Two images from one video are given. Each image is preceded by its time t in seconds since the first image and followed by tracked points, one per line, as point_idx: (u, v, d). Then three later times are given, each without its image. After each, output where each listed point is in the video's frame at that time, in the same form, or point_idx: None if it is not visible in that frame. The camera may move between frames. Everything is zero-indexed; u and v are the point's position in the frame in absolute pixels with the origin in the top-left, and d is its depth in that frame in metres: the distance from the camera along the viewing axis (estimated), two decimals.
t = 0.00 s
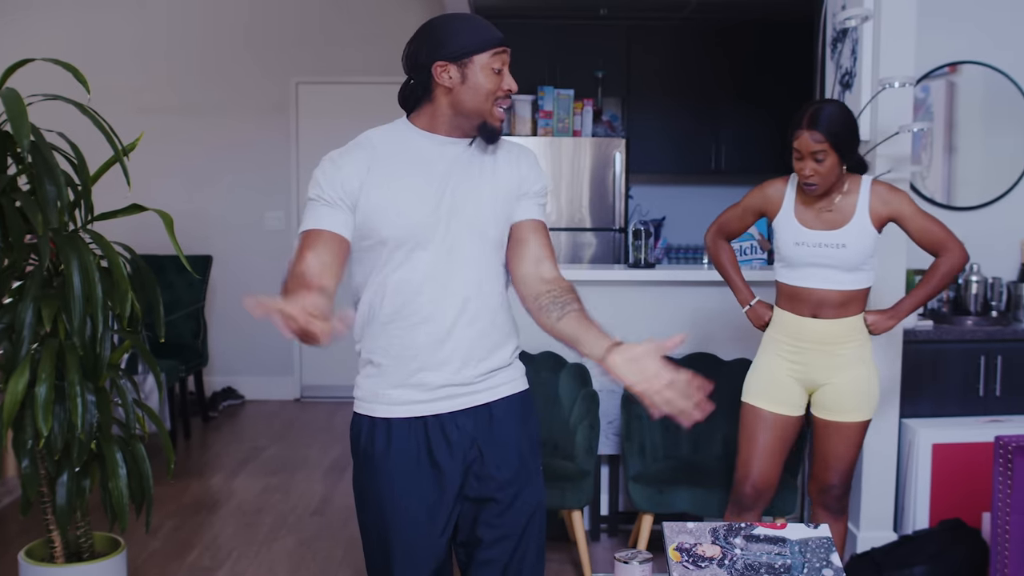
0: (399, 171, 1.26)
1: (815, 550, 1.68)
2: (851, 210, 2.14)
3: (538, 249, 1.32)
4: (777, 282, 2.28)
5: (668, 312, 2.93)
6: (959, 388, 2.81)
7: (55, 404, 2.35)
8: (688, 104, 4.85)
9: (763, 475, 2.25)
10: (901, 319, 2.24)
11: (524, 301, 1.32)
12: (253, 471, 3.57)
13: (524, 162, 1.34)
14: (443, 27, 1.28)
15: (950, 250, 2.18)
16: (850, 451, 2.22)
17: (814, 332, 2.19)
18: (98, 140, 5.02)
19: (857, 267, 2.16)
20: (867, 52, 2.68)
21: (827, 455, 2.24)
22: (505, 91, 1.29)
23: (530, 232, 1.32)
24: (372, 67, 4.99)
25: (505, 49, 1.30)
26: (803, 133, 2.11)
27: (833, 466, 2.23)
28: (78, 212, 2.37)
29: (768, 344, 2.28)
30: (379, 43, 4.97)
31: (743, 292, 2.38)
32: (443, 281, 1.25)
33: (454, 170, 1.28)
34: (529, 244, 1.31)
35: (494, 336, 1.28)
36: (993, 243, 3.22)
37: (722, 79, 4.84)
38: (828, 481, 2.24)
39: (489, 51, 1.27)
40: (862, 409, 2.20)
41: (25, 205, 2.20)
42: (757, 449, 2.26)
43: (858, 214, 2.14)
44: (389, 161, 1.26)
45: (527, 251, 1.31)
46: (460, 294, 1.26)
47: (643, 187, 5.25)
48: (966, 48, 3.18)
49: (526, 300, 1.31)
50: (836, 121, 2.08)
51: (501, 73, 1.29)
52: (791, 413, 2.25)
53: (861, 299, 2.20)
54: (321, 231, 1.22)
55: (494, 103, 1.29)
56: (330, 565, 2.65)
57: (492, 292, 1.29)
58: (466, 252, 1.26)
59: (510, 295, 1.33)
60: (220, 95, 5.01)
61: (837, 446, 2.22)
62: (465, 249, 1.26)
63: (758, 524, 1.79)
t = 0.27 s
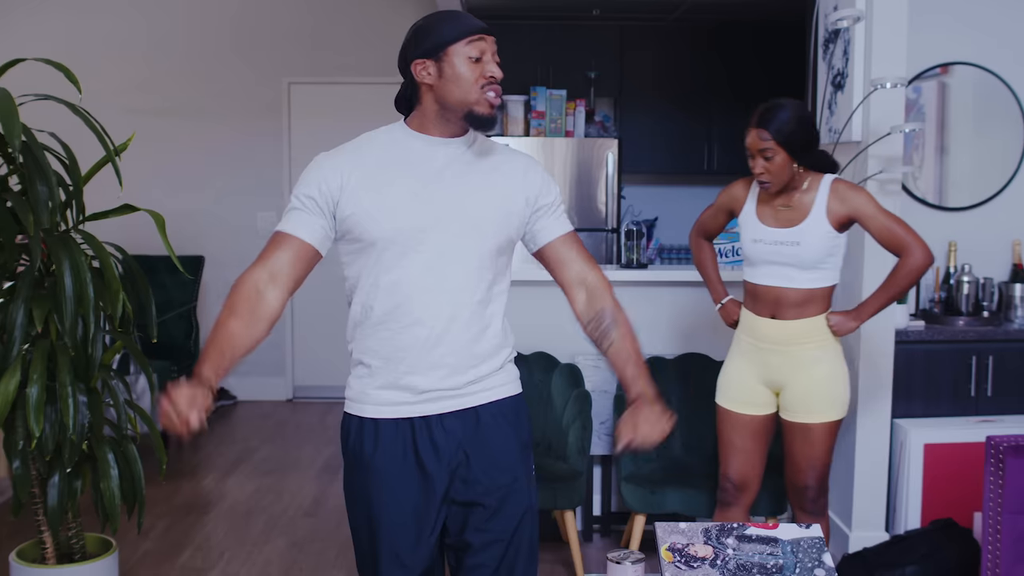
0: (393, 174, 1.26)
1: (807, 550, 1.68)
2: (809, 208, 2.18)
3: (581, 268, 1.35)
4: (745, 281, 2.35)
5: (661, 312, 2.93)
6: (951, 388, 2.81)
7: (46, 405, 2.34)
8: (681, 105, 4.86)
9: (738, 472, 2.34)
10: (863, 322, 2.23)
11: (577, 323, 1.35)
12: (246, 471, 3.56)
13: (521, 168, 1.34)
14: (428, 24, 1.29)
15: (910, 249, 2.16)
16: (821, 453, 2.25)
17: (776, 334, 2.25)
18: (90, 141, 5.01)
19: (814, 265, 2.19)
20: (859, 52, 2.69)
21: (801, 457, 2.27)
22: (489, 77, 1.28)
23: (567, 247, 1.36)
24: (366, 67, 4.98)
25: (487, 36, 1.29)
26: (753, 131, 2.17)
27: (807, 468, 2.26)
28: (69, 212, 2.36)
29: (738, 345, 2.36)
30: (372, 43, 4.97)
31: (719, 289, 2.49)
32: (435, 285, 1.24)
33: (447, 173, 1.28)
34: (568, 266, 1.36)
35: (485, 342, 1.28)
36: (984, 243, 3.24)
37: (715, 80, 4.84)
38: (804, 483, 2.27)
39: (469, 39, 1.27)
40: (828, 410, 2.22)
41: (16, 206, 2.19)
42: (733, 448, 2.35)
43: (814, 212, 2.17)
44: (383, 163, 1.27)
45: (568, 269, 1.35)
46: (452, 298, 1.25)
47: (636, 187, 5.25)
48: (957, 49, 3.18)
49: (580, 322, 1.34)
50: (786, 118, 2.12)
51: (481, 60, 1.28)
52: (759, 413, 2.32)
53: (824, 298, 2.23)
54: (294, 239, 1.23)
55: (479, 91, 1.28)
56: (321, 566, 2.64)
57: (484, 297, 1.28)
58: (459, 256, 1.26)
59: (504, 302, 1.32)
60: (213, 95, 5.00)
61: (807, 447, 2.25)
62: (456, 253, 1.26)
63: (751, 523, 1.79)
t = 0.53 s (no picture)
0: (388, 179, 1.25)
1: (805, 550, 1.67)
2: (769, 206, 2.19)
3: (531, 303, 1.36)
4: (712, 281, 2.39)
5: (659, 312, 2.93)
6: (948, 388, 2.82)
7: (44, 404, 2.33)
8: (679, 105, 4.86)
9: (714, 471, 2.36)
10: (824, 323, 2.18)
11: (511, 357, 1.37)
12: (244, 471, 3.56)
13: (522, 175, 1.30)
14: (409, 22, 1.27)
15: (868, 250, 2.13)
16: (788, 455, 2.25)
17: (737, 335, 2.26)
18: (88, 141, 5.00)
19: (772, 264, 2.20)
20: (857, 52, 2.69)
21: (772, 459, 2.27)
22: (404, 64, 1.22)
23: (529, 278, 1.35)
24: (364, 67, 4.98)
25: (420, 25, 1.23)
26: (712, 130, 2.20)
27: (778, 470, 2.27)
28: (66, 212, 2.35)
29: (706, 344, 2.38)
30: (370, 43, 4.97)
31: (691, 287, 2.55)
32: (424, 291, 1.23)
33: (441, 178, 1.26)
34: (524, 296, 1.35)
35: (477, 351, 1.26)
36: (982, 243, 3.24)
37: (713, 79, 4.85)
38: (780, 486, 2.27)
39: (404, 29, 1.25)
40: (791, 412, 2.22)
41: (14, 205, 2.18)
42: (705, 446, 2.37)
43: (774, 210, 2.18)
44: (382, 168, 1.27)
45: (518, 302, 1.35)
46: (441, 304, 1.24)
47: (633, 186, 5.26)
48: (954, 49, 3.19)
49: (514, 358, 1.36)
50: (745, 118, 2.15)
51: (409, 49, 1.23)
52: (727, 411, 2.34)
53: (787, 297, 2.23)
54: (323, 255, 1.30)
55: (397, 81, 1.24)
56: (319, 567, 2.64)
57: (476, 305, 1.26)
58: (449, 263, 1.24)
59: (499, 311, 1.30)
60: (211, 95, 5.00)
61: (774, 450, 2.25)
62: (446, 261, 1.24)
63: (749, 523, 1.78)
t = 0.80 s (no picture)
0: (389, 178, 1.27)
1: (809, 549, 1.67)
2: (743, 206, 2.19)
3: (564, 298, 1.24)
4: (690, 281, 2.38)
5: (662, 312, 2.93)
6: (952, 387, 2.82)
7: (48, 404, 2.33)
8: (682, 104, 4.86)
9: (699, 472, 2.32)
10: (794, 327, 2.18)
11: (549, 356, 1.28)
12: (248, 471, 3.56)
13: (519, 169, 1.23)
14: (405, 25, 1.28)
15: (837, 253, 2.12)
16: (762, 455, 2.21)
17: (706, 333, 2.27)
18: (91, 140, 5.01)
19: (743, 265, 2.19)
20: (861, 51, 2.69)
21: (743, 460, 2.23)
22: (394, 73, 1.22)
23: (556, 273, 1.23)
24: (367, 66, 4.98)
25: (406, 30, 1.22)
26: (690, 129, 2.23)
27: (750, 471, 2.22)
28: (71, 211, 2.35)
29: (681, 343, 2.38)
30: (373, 43, 4.97)
31: (672, 286, 2.56)
32: (407, 289, 1.22)
33: (434, 177, 1.24)
34: (553, 291, 1.24)
35: (462, 351, 1.21)
36: (986, 243, 3.24)
37: (716, 79, 4.84)
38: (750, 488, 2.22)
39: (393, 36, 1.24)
40: (763, 411, 2.20)
41: (18, 204, 2.18)
42: (686, 445, 2.35)
43: (747, 211, 2.17)
44: (384, 165, 1.30)
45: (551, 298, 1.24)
46: (421, 301, 1.22)
47: (637, 186, 5.26)
48: (958, 48, 3.18)
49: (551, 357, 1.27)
50: (721, 119, 2.17)
51: (398, 57, 1.23)
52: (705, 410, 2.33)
53: (760, 299, 2.22)
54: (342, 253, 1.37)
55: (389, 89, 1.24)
56: (323, 566, 2.64)
57: (460, 304, 1.22)
58: (431, 262, 1.22)
59: (493, 311, 1.23)
60: (214, 95, 5.00)
61: (747, 450, 2.22)
62: (428, 257, 1.22)
63: (754, 523, 1.79)
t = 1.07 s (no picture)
0: (408, 175, 1.31)
1: (814, 549, 1.67)
2: (728, 205, 2.17)
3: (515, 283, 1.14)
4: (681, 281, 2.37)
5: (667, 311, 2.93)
6: (957, 387, 2.81)
7: (53, 403, 2.33)
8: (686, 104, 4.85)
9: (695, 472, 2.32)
10: (782, 323, 2.14)
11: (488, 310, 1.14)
12: (252, 470, 3.56)
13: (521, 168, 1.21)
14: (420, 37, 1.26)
15: (824, 248, 2.11)
16: (726, 453, 2.17)
17: (691, 329, 2.26)
18: (96, 140, 5.02)
19: (729, 262, 2.17)
20: (866, 50, 2.68)
21: (707, 457, 2.20)
22: (428, 79, 1.21)
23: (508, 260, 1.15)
24: (371, 66, 4.98)
25: (433, 35, 1.21)
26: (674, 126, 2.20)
27: (710, 468, 2.18)
28: (76, 211, 2.35)
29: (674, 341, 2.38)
30: (377, 42, 4.97)
31: (667, 287, 2.54)
32: (407, 282, 1.24)
33: (442, 174, 1.26)
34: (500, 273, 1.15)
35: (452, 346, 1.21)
36: (992, 242, 3.23)
37: (720, 78, 4.83)
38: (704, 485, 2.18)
39: (417, 45, 1.23)
40: (741, 408, 2.17)
41: (22, 204, 2.18)
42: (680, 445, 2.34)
43: (732, 208, 2.15)
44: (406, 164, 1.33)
45: (498, 283, 1.14)
46: (416, 294, 1.23)
47: (641, 185, 5.27)
48: (964, 47, 3.18)
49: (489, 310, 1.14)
50: (705, 117, 2.14)
51: (428, 63, 1.22)
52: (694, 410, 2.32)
53: (749, 295, 2.19)
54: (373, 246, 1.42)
55: (425, 96, 1.23)
56: (328, 565, 2.64)
57: (452, 300, 1.21)
58: (430, 256, 1.22)
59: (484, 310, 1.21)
60: (218, 94, 5.01)
61: (717, 446, 2.18)
62: (426, 250, 1.23)
63: (758, 522, 1.78)
